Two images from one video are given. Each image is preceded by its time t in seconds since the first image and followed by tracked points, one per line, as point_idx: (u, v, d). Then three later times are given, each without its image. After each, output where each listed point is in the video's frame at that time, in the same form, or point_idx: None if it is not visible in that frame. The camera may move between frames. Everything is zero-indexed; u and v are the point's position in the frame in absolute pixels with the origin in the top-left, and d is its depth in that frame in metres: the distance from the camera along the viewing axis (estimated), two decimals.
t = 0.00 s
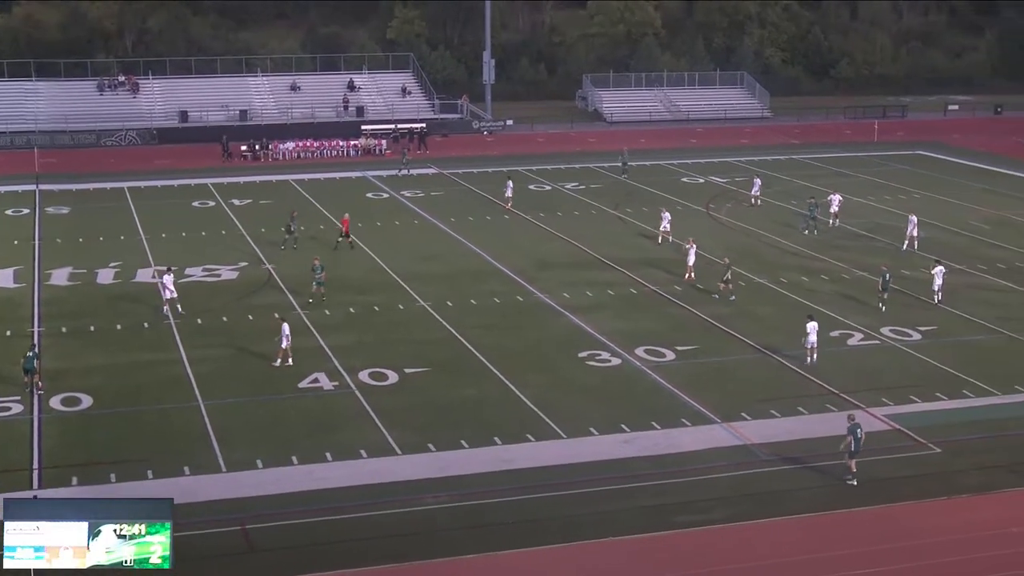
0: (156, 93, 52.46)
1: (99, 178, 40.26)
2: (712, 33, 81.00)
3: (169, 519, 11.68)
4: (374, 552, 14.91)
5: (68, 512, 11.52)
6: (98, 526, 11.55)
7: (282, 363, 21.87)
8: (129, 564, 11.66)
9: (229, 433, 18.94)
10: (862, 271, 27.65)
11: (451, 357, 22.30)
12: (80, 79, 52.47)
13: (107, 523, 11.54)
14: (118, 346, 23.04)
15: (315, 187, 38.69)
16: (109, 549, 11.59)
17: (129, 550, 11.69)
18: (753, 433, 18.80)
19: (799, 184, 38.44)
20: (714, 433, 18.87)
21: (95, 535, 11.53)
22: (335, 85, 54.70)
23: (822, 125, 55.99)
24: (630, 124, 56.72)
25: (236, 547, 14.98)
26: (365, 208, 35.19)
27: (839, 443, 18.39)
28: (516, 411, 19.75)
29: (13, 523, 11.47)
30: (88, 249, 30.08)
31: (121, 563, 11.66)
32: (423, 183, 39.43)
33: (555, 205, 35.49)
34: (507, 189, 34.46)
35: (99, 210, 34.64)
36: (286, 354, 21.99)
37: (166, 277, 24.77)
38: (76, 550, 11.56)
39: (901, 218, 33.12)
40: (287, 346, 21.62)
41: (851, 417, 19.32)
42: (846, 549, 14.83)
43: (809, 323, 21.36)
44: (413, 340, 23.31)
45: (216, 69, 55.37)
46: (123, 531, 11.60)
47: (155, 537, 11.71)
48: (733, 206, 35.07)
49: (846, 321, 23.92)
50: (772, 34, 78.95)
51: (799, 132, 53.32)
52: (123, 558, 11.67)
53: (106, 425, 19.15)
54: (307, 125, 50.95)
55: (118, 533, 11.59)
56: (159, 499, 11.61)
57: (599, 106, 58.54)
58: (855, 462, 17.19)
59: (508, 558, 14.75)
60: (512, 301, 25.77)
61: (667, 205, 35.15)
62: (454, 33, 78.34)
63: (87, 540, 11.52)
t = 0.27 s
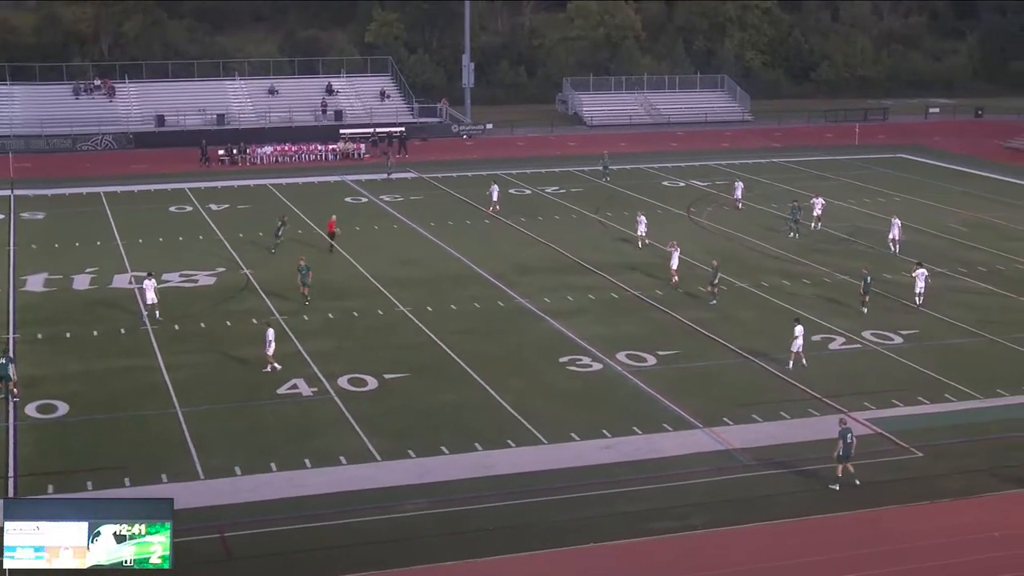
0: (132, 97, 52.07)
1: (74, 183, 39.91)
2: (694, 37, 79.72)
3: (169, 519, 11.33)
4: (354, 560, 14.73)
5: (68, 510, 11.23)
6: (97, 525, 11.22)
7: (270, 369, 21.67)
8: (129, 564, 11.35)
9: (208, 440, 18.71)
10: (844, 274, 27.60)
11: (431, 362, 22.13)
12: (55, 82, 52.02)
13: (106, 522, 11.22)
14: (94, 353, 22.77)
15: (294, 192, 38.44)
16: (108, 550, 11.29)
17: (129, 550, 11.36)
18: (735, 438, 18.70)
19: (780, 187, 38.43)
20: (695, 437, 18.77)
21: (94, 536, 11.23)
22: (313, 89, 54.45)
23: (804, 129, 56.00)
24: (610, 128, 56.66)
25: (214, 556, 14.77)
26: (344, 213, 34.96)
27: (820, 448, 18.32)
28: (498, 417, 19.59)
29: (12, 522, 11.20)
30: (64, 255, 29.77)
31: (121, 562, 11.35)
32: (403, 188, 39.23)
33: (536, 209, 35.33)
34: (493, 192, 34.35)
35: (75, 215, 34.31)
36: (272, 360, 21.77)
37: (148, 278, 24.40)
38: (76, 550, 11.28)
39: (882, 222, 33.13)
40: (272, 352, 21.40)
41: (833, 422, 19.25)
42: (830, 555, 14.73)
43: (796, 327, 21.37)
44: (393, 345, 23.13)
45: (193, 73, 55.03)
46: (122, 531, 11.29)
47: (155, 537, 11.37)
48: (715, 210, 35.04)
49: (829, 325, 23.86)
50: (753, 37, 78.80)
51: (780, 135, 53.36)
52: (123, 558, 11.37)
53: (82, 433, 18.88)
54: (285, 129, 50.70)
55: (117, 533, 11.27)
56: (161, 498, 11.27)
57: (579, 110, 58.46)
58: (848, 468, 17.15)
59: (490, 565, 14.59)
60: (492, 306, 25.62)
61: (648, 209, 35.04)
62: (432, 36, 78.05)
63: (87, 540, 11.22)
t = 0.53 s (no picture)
0: (126, 98, 51.93)
1: (68, 184, 39.76)
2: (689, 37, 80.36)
3: (169, 519, 11.76)
4: (348, 564, 14.60)
5: (68, 512, 11.65)
6: (98, 525, 11.64)
7: (273, 372, 21.53)
8: (129, 564, 11.77)
9: (201, 443, 18.56)
10: (841, 276, 27.50)
11: (426, 365, 21.99)
12: (48, 83, 51.86)
13: (106, 522, 11.64)
14: (87, 356, 22.61)
15: (289, 193, 38.33)
16: (108, 549, 11.70)
17: (129, 550, 11.78)
18: (733, 441, 18.58)
19: (778, 188, 38.35)
20: (692, 441, 18.65)
21: (94, 536, 11.65)
22: (308, 90, 54.31)
23: (802, 129, 55.94)
24: (606, 129, 56.59)
25: (208, 559, 14.64)
26: (340, 214, 34.81)
27: (819, 451, 18.21)
28: (494, 420, 19.44)
29: (12, 523, 11.59)
30: (57, 257, 29.61)
31: (121, 562, 11.77)
32: (398, 189, 39.10)
33: (532, 210, 35.20)
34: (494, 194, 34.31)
35: (69, 217, 34.15)
36: (274, 362, 21.64)
37: (141, 280, 24.17)
38: (76, 550, 11.69)
39: (880, 223, 33.06)
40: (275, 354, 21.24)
41: (831, 425, 19.14)
42: (829, 559, 14.63)
43: (800, 328, 21.22)
44: (389, 348, 22.99)
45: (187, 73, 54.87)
46: (122, 530, 11.71)
47: (155, 537, 11.79)
48: (712, 211, 34.99)
49: (827, 327, 23.74)
50: (750, 37, 78.97)
51: (777, 136, 53.28)
52: (122, 558, 11.77)
53: (75, 436, 18.74)
54: (280, 130, 50.55)
55: (118, 533, 11.70)
56: (159, 499, 11.70)
57: (575, 111, 58.37)
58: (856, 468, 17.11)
59: (486, 569, 14.46)
60: (488, 308, 25.49)
61: (645, 211, 34.92)
62: (427, 37, 77.99)
63: (87, 540, 11.64)
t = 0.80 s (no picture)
0: (122, 99, 51.80)
1: (64, 186, 39.59)
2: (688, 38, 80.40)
3: (167, 520, 12.04)
4: (346, 569, 14.48)
5: (69, 513, 11.93)
6: (98, 525, 11.95)
7: (276, 375, 21.44)
8: (129, 563, 12.08)
9: (198, 446, 18.43)
10: (842, 278, 27.40)
11: (424, 368, 21.85)
12: (43, 84, 51.72)
13: (106, 523, 11.94)
14: (83, 359, 22.46)
15: (285, 195, 38.20)
16: (108, 550, 12.01)
17: (128, 550, 12.08)
18: (733, 445, 18.46)
19: (778, 190, 38.25)
20: (693, 444, 18.52)
21: (94, 537, 11.95)
22: (305, 91, 54.19)
23: (802, 131, 55.83)
24: (605, 131, 56.50)
25: (205, 563, 14.52)
26: (338, 216, 34.68)
27: (820, 454, 18.08)
28: (493, 424, 19.30)
29: (13, 523, 11.91)
30: (53, 259, 29.46)
31: (121, 562, 12.07)
32: (395, 191, 38.98)
33: (531, 212, 35.08)
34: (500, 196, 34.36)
35: (65, 219, 34.00)
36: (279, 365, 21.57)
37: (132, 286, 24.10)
38: (76, 550, 12.00)
39: (881, 225, 32.95)
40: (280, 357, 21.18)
41: (832, 428, 19.02)
42: (831, 563, 14.52)
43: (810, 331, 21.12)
44: (387, 350, 22.85)
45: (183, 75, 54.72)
46: (121, 532, 12.00)
47: (155, 537, 12.07)
48: (712, 213, 34.88)
49: (828, 330, 23.63)
50: (750, 38, 78.96)
51: (777, 137, 53.19)
52: (122, 558, 12.08)
53: (70, 439, 18.59)
54: (277, 131, 50.40)
55: (117, 534, 11.99)
56: (158, 500, 11.97)
57: (574, 112, 58.28)
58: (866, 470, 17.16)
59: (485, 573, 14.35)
60: (487, 310, 25.37)
61: (644, 213, 34.81)
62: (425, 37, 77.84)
63: (87, 540, 11.94)
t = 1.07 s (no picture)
0: (118, 99, 51.65)
1: (60, 187, 39.44)
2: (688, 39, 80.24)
3: (168, 519, 12.03)
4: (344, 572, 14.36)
5: (68, 513, 11.92)
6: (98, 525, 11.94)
7: (279, 376, 21.38)
8: (129, 563, 12.09)
9: (194, 450, 18.31)
10: (843, 281, 27.30)
11: (423, 371, 21.73)
12: (39, 85, 51.58)
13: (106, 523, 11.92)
14: (79, 361, 22.33)
15: (283, 197, 38.08)
16: (108, 549, 12.02)
17: (129, 549, 12.09)
18: (734, 448, 18.35)
19: (779, 192, 38.15)
20: (693, 448, 18.40)
21: (94, 536, 11.96)
22: (303, 92, 54.06)
23: (803, 132, 55.73)
24: (604, 132, 56.40)
25: (203, 568, 14.40)
26: (336, 218, 34.56)
27: (821, 458, 17.97)
28: (492, 427, 19.17)
29: (13, 523, 11.90)
30: (50, 261, 29.34)
31: (121, 562, 12.08)
32: (393, 193, 38.85)
33: (531, 214, 34.98)
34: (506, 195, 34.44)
35: (62, 221, 33.87)
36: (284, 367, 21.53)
37: (122, 288, 23.82)
38: (76, 549, 12.00)
39: (883, 227, 32.84)
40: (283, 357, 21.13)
41: (834, 431, 18.91)
42: (833, 567, 14.41)
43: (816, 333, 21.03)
44: (385, 353, 22.73)
45: (180, 75, 54.59)
46: (121, 531, 11.99)
47: (155, 537, 12.05)
48: (713, 214, 34.80)
49: (829, 332, 23.53)
50: (751, 39, 78.86)
51: (778, 139, 53.09)
52: (123, 558, 12.09)
53: (66, 443, 18.47)
54: (274, 132, 50.26)
55: (117, 534, 11.99)
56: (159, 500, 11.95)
57: (574, 113, 58.18)
58: (874, 471, 17.12)
59: None
60: (485, 313, 25.25)
61: (645, 215, 34.71)
62: (424, 37, 77.69)
63: (87, 540, 11.94)
